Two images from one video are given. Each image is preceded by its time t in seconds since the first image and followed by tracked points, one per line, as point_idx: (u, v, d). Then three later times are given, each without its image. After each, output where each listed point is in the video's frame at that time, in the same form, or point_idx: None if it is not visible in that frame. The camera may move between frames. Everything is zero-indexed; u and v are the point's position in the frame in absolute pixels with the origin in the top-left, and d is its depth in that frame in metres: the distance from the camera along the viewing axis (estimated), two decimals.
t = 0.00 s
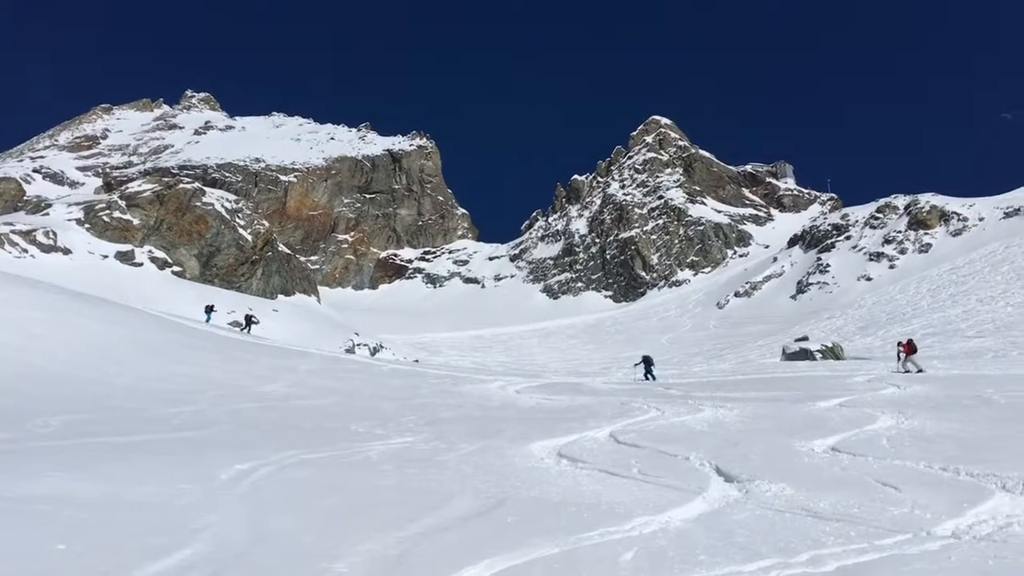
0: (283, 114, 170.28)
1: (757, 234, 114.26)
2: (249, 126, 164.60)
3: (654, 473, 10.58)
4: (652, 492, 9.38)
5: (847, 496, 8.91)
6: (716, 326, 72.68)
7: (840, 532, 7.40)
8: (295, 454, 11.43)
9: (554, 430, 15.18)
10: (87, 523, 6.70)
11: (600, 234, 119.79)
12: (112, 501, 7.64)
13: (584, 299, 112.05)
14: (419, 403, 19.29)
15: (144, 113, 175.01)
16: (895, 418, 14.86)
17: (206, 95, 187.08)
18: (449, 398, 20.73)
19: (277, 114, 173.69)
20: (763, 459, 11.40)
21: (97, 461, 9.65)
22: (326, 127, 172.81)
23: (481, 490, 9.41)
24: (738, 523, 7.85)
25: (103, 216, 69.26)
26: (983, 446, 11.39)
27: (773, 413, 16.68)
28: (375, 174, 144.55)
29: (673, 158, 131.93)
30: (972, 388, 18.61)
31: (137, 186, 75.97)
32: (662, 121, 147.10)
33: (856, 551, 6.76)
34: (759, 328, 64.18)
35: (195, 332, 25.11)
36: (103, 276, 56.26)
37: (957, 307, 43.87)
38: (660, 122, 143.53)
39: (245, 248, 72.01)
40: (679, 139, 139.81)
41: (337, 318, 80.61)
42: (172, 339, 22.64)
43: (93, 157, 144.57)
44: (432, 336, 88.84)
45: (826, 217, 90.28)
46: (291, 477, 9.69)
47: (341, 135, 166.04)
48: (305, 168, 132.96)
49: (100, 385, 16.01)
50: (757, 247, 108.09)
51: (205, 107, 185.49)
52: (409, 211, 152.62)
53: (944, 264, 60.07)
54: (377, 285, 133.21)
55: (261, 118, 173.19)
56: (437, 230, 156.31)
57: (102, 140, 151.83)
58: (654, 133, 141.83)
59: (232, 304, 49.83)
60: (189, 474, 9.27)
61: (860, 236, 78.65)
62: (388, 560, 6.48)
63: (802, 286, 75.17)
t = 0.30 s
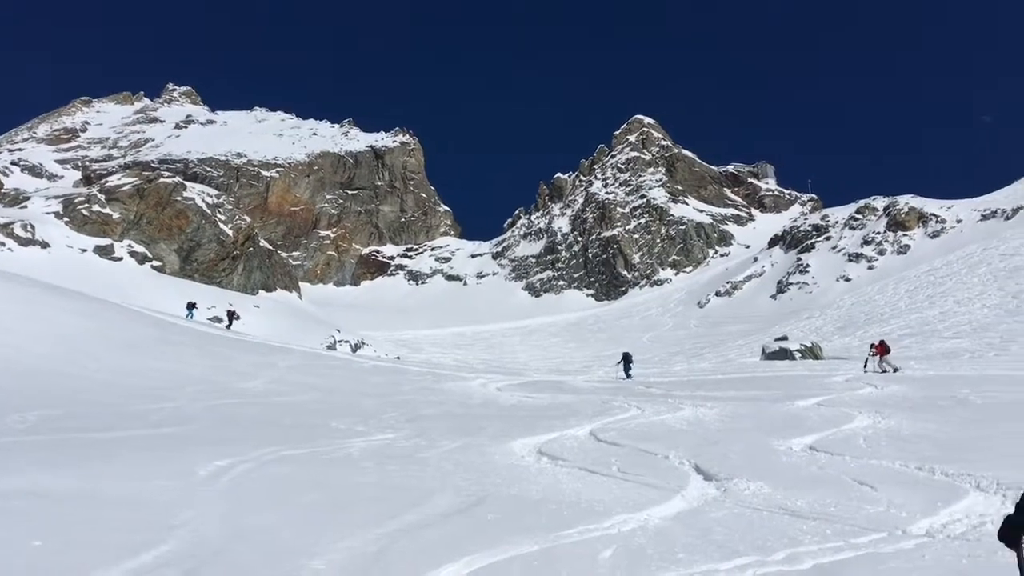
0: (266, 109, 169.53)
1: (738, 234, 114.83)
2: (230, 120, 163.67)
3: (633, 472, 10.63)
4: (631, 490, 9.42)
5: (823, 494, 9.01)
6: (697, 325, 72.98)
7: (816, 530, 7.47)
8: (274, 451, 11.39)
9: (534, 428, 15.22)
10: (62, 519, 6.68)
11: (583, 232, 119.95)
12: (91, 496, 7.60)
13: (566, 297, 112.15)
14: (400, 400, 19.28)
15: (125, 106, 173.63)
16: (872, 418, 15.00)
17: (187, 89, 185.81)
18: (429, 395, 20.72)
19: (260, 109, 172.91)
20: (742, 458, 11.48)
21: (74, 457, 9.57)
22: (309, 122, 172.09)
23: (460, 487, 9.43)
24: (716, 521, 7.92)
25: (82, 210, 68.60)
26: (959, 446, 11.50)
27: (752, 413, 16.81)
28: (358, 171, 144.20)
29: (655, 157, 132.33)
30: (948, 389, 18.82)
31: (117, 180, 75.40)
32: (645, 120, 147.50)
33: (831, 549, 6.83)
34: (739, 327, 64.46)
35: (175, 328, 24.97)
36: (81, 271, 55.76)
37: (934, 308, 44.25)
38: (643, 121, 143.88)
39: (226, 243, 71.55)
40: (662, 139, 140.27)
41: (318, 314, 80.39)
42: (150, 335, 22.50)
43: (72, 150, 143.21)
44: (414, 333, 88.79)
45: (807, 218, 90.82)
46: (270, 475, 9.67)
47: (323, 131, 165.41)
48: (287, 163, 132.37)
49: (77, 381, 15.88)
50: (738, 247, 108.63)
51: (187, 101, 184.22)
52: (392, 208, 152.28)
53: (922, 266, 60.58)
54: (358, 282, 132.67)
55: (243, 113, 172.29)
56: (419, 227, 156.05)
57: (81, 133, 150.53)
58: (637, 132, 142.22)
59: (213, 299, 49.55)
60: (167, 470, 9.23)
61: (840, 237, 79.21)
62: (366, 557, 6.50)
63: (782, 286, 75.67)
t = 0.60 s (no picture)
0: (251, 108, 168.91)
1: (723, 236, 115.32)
2: (216, 119, 163.02)
3: (617, 473, 10.65)
4: (615, 491, 9.45)
5: (806, 496, 9.05)
6: (681, 327, 73.19)
7: (799, 532, 7.49)
8: (257, 451, 11.34)
9: (518, 428, 15.24)
10: (41, 519, 6.61)
11: (569, 233, 120.04)
12: (72, 496, 7.54)
13: (551, 298, 112.21)
14: (384, 400, 19.25)
15: (109, 104, 172.53)
16: (855, 420, 15.08)
17: (172, 87, 184.89)
18: (414, 395, 20.68)
19: (246, 107, 172.38)
20: (725, 459, 11.51)
21: (55, 455, 9.50)
22: (295, 121, 171.59)
23: (444, 488, 9.42)
24: (698, 522, 7.95)
25: (65, 207, 68.14)
26: (941, 449, 11.55)
27: (735, 414, 16.88)
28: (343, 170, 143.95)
29: (641, 159, 132.66)
30: (929, 391, 18.94)
31: (101, 178, 75.00)
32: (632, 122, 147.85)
33: (813, 550, 6.86)
34: (724, 329, 64.69)
35: (158, 326, 24.84)
36: (64, 269, 55.43)
37: (917, 311, 44.54)
38: (629, 123, 144.21)
39: (210, 242, 71.19)
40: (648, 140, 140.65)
41: (303, 314, 80.32)
42: (133, 333, 22.37)
43: (56, 148, 142.13)
44: (399, 333, 88.76)
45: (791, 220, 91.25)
46: (253, 474, 9.62)
47: (309, 130, 165.03)
48: (273, 162, 132.05)
49: (58, 379, 15.73)
50: (724, 249, 109.09)
51: (172, 99, 183.24)
52: (378, 208, 151.92)
53: (905, 269, 60.99)
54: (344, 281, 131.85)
55: (229, 111, 171.66)
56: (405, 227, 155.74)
57: (65, 131, 149.40)
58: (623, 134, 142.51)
59: (197, 298, 49.38)
60: (150, 470, 9.15)
61: (824, 240, 79.65)
62: (349, 558, 6.47)
63: (766, 288, 76.03)
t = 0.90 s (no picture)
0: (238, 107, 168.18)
1: (708, 241, 115.75)
2: (202, 118, 162.28)
3: (600, 476, 10.66)
4: (597, 495, 9.45)
5: (788, 501, 9.07)
6: (666, 331, 73.37)
7: (779, 536, 7.53)
8: (238, 451, 11.29)
9: (502, 431, 15.24)
10: (20, 518, 6.56)
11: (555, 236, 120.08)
12: (51, 496, 7.48)
13: (536, 300, 112.25)
14: (369, 402, 19.21)
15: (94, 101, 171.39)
16: (838, 426, 15.14)
17: (158, 85, 183.85)
18: (399, 397, 20.66)
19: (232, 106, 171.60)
20: (708, 464, 11.53)
21: (35, 454, 9.43)
22: (281, 121, 171.00)
23: (426, 491, 9.39)
24: (680, 526, 7.96)
25: (48, 205, 67.61)
26: (922, 455, 11.61)
27: (719, 418, 16.92)
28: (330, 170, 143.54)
29: (628, 163, 132.99)
30: (910, 398, 19.05)
31: (85, 175, 74.49)
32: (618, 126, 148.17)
33: (794, 555, 6.89)
34: (709, 334, 64.89)
35: (141, 325, 24.70)
36: (46, 267, 54.92)
37: (899, 318, 44.79)
38: (616, 127, 144.40)
39: (194, 241, 70.71)
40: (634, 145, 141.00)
41: (287, 314, 80.11)
42: (116, 332, 22.23)
43: (39, 144, 140.98)
44: (385, 334, 88.59)
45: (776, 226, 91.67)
46: (235, 475, 9.59)
47: (295, 130, 164.49)
48: (258, 162, 131.56)
49: (40, 378, 15.64)
50: (708, 254, 109.49)
51: (157, 97, 182.21)
52: (363, 209, 151.50)
53: (887, 275, 61.38)
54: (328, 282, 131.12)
55: (215, 110, 170.87)
56: (390, 228, 155.39)
57: (49, 127, 148.22)
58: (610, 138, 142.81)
59: (181, 297, 49.01)
60: (131, 471, 9.10)
61: (808, 246, 80.07)
62: (330, 559, 6.46)
63: (751, 293, 76.40)
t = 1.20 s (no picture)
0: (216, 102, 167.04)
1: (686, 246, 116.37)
2: (180, 113, 160.96)
3: (575, 477, 10.68)
4: (571, 495, 9.50)
5: (760, 505, 9.14)
6: (642, 334, 73.66)
7: (751, 539, 7.59)
8: (212, 448, 11.24)
9: (477, 432, 15.25)
10: None
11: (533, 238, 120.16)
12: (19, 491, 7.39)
13: (514, 302, 112.30)
14: (343, 400, 19.16)
15: (70, 93, 169.59)
16: (811, 431, 15.27)
17: (135, 78, 182.18)
18: (376, 396, 20.64)
19: (210, 101, 170.36)
20: (681, 467, 11.63)
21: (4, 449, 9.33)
22: (260, 117, 169.98)
23: (399, 489, 9.37)
24: (654, 529, 8.00)
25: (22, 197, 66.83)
26: (891, 461, 11.76)
27: (693, 422, 17.02)
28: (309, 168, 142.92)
29: (607, 166, 133.46)
30: (882, 404, 19.25)
31: (60, 168, 73.70)
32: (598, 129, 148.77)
33: (765, 559, 6.95)
34: (684, 338, 65.22)
35: (115, 320, 24.52)
36: (19, 259, 54.18)
37: (873, 325, 45.21)
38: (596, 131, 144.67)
39: (170, 236, 69.98)
40: (614, 148, 141.48)
41: (263, 312, 79.60)
42: (89, 327, 22.06)
43: (13, 135, 139.18)
44: (362, 333, 88.28)
45: (753, 232, 92.27)
46: (205, 471, 9.52)
47: (274, 127, 163.63)
48: (236, 158, 130.92)
49: (11, 372, 15.51)
50: (686, 259, 110.06)
51: (134, 90, 180.55)
52: (342, 207, 150.80)
53: (861, 283, 61.98)
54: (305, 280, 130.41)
55: (193, 105, 169.61)
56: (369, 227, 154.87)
57: (24, 119, 146.40)
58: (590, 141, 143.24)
59: (155, 293, 48.58)
60: (102, 466, 9.02)
61: (784, 252, 80.70)
62: (301, 558, 6.44)
63: (726, 298, 76.95)
